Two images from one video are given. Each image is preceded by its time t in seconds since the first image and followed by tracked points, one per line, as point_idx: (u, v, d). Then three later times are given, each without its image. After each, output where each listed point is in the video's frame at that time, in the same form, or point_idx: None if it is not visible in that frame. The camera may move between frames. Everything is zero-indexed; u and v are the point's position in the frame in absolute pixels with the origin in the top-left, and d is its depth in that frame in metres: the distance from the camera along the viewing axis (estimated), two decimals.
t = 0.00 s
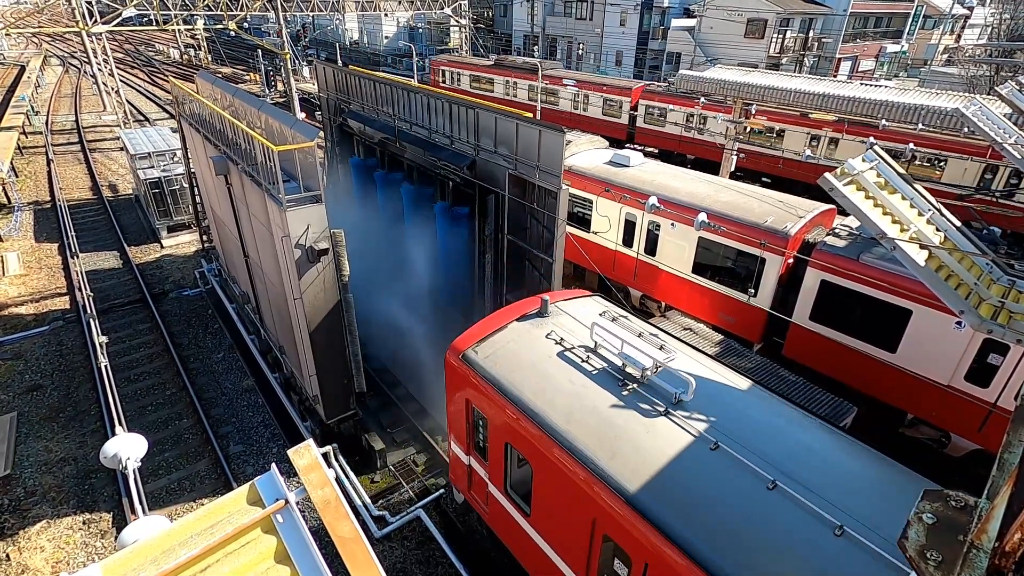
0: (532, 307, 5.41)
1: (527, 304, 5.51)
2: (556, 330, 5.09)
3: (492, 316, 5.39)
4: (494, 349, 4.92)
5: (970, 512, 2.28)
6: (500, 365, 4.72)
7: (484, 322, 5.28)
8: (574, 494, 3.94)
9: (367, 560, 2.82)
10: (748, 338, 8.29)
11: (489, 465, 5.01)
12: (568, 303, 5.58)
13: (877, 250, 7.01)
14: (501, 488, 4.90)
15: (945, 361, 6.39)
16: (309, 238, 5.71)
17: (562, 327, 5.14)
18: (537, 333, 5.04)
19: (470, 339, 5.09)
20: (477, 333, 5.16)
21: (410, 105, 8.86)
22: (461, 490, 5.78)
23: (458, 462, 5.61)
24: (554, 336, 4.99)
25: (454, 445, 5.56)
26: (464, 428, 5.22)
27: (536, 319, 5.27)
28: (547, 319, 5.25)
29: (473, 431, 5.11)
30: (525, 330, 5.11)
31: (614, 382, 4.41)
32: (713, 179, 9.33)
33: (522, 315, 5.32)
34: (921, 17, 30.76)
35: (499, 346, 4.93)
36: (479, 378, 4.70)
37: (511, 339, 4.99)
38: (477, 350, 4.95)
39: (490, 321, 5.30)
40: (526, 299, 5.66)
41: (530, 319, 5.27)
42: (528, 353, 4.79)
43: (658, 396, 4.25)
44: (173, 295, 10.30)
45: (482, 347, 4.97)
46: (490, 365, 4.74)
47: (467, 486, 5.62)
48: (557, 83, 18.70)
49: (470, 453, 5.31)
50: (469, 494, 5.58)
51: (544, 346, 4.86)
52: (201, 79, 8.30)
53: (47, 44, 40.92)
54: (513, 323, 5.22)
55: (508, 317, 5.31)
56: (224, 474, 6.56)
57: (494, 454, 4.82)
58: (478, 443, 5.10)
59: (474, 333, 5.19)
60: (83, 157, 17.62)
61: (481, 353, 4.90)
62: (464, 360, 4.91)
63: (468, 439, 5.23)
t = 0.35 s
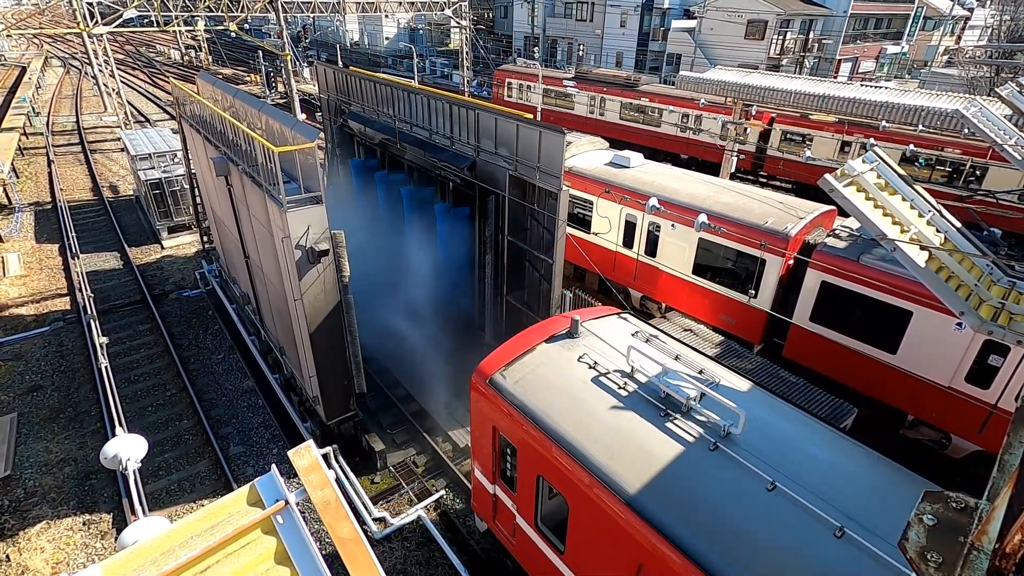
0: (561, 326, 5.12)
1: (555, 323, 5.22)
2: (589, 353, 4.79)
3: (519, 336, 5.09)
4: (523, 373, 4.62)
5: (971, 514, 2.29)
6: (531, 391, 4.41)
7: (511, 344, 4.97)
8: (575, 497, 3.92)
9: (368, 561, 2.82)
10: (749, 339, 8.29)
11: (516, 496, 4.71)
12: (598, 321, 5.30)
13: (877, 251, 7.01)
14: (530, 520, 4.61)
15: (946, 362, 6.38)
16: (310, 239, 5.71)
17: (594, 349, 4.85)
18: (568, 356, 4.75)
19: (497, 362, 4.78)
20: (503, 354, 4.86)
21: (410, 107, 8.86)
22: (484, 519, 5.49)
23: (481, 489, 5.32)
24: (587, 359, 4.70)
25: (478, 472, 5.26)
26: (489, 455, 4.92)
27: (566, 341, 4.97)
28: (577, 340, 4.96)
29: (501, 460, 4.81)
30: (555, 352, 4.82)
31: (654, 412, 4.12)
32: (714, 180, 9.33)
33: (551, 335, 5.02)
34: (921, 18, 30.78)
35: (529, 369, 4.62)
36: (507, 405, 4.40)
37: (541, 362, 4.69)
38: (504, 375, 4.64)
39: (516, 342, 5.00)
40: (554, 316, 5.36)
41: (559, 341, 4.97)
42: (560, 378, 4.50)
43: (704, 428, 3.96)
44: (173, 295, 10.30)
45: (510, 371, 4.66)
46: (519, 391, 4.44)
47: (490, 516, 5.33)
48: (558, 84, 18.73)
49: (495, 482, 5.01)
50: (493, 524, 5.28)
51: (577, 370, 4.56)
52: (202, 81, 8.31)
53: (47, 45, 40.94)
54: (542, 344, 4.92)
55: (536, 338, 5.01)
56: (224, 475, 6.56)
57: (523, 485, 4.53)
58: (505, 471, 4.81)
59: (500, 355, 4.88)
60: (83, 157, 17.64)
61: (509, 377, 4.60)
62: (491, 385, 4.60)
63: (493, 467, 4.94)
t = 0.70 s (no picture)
0: (593, 347, 4.82)
1: (585, 343, 4.92)
2: (624, 377, 4.49)
3: (548, 358, 4.79)
4: (555, 399, 4.33)
5: (971, 514, 2.29)
6: (565, 420, 4.12)
7: (541, 367, 4.67)
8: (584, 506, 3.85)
9: (367, 561, 2.82)
10: (748, 339, 8.29)
11: (548, 529, 4.41)
12: (629, 341, 5.01)
13: (877, 251, 7.01)
14: (563, 555, 4.32)
15: (944, 362, 6.39)
16: (309, 239, 5.70)
17: (629, 371, 4.55)
18: (602, 380, 4.46)
19: (527, 387, 4.48)
20: (533, 378, 4.56)
21: (409, 106, 8.85)
22: (508, 549, 5.19)
23: (507, 519, 5.02)
24: (622, 384, 4.40)
25: (504, 500, 4.96)
26: (518, 484, 4.62)
27: (599, 363, 4.68)
28: (611, 362, 4.67)
29: (530, 490, 4.51)
30: (587, 375, 4.52)
31: (700, 444, 3.82)
32: (714, 180, 9.32)
33: (582, 357, 4.73)
34: (920, 17, 30.82)
35: (561, 395, 4.33)
36: (540, 435, 4.12)
37: (575, 388, 4.39)
38: (535, 401, 4.35)
39: (545, 365, 4.70)
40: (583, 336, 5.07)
41: (591, 363, 4.68)
42: (595, 405, 4.21)
43: (756, 462, 3.66)
44: (172, 295, 10.30)
45: (541, 397, 4.37)
46: (552, 420, 4.15)
47: (515, 546, 5.03)
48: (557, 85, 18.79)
49: (522, 512, 4.72)
50: (519, 554, 4.98)
51: (613, 396, 4.27)
52: (201, 80, 8.30)
53: (46, 45, 40.87)
54: (573, 367, 4.63)
55: (568, 360, 4.71)
56: (224, 475, 6.56)
57: (556, 519, 4.24)
58: (535, 503, 4.51)
59: (529, 378, 4.58)
60: (82, 157, 17.62)
61: (540, 404, 4.31)
62: (521, 412, 4.30)
63: (522, 497, 4.64)
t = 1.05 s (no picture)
0: (630, 371, 4.52)
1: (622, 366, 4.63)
2: (667, 405, 4.18)
3: (581, 384, 4.49)
4: (592, 430, 4.03)
5: (972, 514, 2.30)
6: (605, 455, 3.82)
7: (576, 395, 4.36)
8: (603, 525, 3.71)
9: (368, 563, 2.82)
10: (749, 339, 8.29)
11: (584, 568, 4.11)
12: (667, 362, 4.71)
13: (876, 251, 7.00)
14: None
15: (945, 361, 6.39)
16: (309, 242, 5.71)
17: (670, 398, 4.25)
18: (642, 408, 4.16)
19: (561, 417, 4.18)
20: (567, 406, 4.26)
21: (409, 108, 8.86)
22: None
23: (537, 553, 4.70)
24: (665, 413, 4.09)
25: (534, 534, 4.64)
26: (551, 520, 4.31)
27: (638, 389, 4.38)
28: (650, 388, 4.37)
29: (563, 525, 4.21)
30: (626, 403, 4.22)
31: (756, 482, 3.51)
32: (714, 181, 9.32)
33: (620, 383, 4.43)
34: (919, 17, 30.86)
35: (599, 426, 4.04)
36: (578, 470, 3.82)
37: (615, 418, 4.10)
38: (571, 431, 4.05)
39: (580, 391, 4.40)
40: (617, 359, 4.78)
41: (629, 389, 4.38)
42: (637, 437, 3.92)
43: (819, 503, 3.34)
44: (173, 298, 10.30)
45: (577, 427, 4.07)
46: (590, 454, 3.85)
47: None
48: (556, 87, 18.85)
49: (555, 548, 4.40)
50: None
51: (656, 428, 3.96)
52: (200, 83, 8.32)
53: (46, 48, 40.89)
54: (610, 394, 4.33)
55: (605, 387, 4.40)
56: (225, 478, 6.56)
57: (595, 559, 3.93)
58: (570, 539, 4.19)
59: (564, 407, 4.28)
60: (82, 161, 17.62)
61: (577, 435, 4.01)
62: (557, 444, 3.99)
63: (555, 533, 4.33)
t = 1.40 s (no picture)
0: (670, 399, 4.27)
1: (661, 393, 4.39)
2: (716, 436, 3.93)
3: (619, 412, 4.25)
4: (634, 464, 3.78)
5: (972, 514, 2.28)
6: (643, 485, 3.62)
7: (614, 425, 4.11)
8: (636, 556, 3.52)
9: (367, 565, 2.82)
10: (749, 341, 8.30)
11: None
12: (711, 388, 4.46)
13: (876, 253, 7.00)
14: None
15: (945, 362, 6.38)
16: (309, 243, 5.71)
17: (717, 428, 3.99)
18: (687, 439, 3.90)
19: (599, 449, 3.92)
20: (606, 437, 4.01)
21: (409, 110, 8.86)
22: None
23: None
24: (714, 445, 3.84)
25: (568, 570, 4.41)
26: (588, 558, 4.07)
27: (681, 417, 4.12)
28: (694, 417, 4.12)
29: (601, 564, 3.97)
30: (669, 433, 3.97)
31: (819, 527, 3.22)
32: (714, 182, 9.32)
33: (660, 411, 4.18)
34: (918, 19, 30.93)
35: (642, 458, 3.79)
36: (620, 508, 3.55)
37: (658, 451, 3.84)
38: (611, 465, 3.80)
39: (619, 421, 4.15)
40: (655, 385, 4.52)
41: (671, 417, 4.13)
42: (684, 474, 3.66)
43: (891, 553, 3.04)
44: (173, 300, 10.30)
45: (617, 461, 3.82)
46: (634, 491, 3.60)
47: None
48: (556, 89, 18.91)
49: None
50: None
51: (703, 462, 3.72)
52: (201, 85, 8.32)
53: (46, 50, 40.96)
54: (652, 423, 4.08)
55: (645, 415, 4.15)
56: (224, 479, 6.55)
57: None
58: None
59: (602, 438, 4.03)
60: (83, 162, 17.63)
61: (618, 470, 3.75)
62: (597, 479, 3.73)
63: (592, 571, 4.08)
